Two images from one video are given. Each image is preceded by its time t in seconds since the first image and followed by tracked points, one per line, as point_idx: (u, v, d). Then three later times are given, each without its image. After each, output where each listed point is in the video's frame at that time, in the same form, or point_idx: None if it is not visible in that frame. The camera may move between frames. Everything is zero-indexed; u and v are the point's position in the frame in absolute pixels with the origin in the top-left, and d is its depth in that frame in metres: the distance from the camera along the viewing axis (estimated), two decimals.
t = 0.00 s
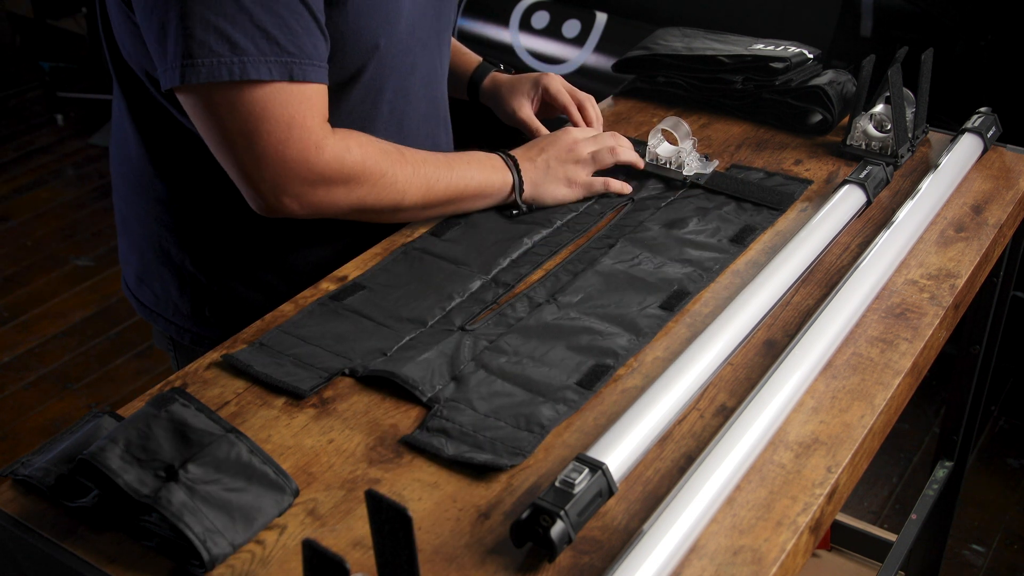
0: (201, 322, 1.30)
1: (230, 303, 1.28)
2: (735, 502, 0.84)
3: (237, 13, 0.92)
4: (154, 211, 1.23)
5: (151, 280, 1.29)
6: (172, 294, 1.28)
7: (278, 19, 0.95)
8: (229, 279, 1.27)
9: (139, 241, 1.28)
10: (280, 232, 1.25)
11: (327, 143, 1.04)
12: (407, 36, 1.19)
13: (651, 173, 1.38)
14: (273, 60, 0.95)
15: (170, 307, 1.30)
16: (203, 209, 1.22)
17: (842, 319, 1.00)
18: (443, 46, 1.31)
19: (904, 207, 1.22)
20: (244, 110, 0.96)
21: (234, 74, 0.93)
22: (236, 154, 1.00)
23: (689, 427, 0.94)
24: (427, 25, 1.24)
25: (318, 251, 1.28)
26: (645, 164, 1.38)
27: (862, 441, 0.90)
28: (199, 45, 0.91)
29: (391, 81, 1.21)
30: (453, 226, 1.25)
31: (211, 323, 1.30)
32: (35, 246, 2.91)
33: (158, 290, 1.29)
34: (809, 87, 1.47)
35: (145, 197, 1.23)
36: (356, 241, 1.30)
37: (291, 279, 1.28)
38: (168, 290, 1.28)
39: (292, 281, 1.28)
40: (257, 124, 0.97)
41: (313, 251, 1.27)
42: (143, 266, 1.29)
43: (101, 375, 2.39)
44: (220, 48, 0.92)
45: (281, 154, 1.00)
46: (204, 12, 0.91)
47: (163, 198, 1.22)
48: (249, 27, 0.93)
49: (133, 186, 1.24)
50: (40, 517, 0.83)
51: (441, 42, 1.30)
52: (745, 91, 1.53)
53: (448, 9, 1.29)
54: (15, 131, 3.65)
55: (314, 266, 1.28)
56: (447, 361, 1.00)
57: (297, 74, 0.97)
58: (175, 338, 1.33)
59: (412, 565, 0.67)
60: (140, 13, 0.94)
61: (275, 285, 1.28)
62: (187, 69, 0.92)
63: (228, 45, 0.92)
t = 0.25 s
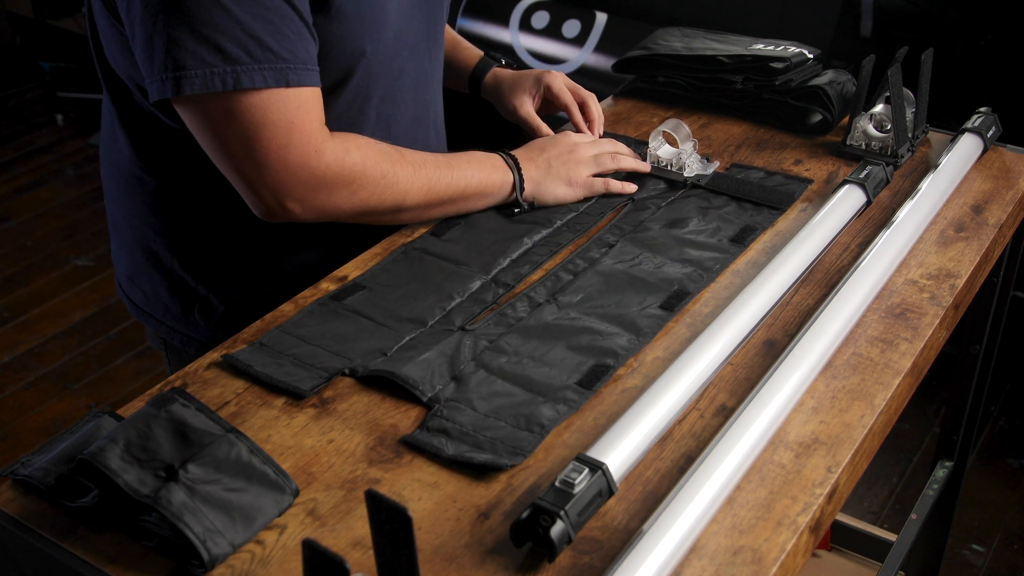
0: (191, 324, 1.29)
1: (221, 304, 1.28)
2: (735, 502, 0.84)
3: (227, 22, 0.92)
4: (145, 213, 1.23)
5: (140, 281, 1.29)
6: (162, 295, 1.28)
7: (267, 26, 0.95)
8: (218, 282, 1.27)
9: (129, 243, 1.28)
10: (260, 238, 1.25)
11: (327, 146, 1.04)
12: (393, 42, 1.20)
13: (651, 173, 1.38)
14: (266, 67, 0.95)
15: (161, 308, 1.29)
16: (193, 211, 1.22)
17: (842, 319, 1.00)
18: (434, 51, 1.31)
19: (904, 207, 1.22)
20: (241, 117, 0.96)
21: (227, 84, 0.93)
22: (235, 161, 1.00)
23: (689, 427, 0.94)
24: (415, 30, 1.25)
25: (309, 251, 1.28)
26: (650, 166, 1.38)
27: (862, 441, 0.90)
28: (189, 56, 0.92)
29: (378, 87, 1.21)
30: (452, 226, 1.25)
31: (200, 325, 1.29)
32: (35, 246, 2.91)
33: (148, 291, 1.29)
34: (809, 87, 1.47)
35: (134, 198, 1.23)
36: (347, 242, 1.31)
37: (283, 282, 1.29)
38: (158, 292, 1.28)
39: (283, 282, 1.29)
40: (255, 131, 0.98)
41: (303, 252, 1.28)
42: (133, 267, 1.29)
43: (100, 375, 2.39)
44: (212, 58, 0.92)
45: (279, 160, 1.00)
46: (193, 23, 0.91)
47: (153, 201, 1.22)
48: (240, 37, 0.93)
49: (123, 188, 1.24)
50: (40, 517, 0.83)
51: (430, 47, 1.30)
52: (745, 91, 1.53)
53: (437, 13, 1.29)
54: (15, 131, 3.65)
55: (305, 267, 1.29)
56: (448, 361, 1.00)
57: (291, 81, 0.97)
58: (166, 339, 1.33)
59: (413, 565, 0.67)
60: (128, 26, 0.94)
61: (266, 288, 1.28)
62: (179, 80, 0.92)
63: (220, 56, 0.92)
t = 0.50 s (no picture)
0: (184, 327, 1.30)
1: (215, 307, 1.28)
2: (735, 502, 0.84)
3: (217, 31, 0.92)
4: (137, 219, 1.24)
5: (134, 283, 1.30)
6: (155, 298, 1.29)
7: (258, 32, 0.94)
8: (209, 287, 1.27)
9: (123, 247, 1.28)
10: (252, 242, 1.25)
11: (324, 148, 1.04)
12: (381, 46, 1.20)
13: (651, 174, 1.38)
14: (259, 72, 0.94)
15: (155, 310, 1.30)
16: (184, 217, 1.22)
17: (842, 319, 1.00)
18: (423, 53, 1.31)
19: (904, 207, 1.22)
20: (236, 122, 0.96)
21: (221, 91, 0.93)
22: (233, 165, 1.00)
23: (689, 427, 0.94)
24: (403, 33, 1.25)
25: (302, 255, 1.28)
26: (650, 166, 1.38)
27: (862, 441, 0.90)
28: (181, 66, 0.92)
29: (367, 91, 1.22)
30: (453, 226, 1.25)
31: (194, 327, 1.30)
32: (35, 245, 2.91)
33: (142, 294, 1.30)
34: (809, 87, 1.47)
35: (125, 201, 1.24)
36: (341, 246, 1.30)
37: (277, 284, 1.28)
38: (152, 294, 1.29)
39: (276, 286, 1.28)
40: (253, 135, 0.98)
41: (296, 256, 1.27)
42: (128, 270, 1.30)
43: (100, 375, 2.39)
44: (204, 67, 0.92)
45: (277, 163, 1.00)
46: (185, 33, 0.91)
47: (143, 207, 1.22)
48: (232, 43, 0.93)
49: (115, 193, 1.25)
50: (40, 517, 0.83)
51: (420, 50, 1.30)
52: (745, 91, 1.53)
53: (425, 15, 1.29)
54: (15, 131, 3.65)
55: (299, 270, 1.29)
56: (448, 361, 1.00)
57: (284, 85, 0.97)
58: (161, 341, 1.34)
59: (413, 565, 0.67)
60: (119, 38, 0.94)
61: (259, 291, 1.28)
62: (173, 90, 0.92)
63: (213, 65, 0.92)
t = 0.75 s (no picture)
0: (179, 330, 1.30)
1: (209, 309, 1.28)
2: (735, 502, 0.84)
3: (211, 33, 0.92)
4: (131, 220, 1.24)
5: (130, 286, 1.30)
6: (150, 300, 1.29)
7: (253, 33, 0.94)
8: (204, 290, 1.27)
9: (118, 249, 1.29)
10: (247, 244, 1.25)
11: (321, 147, 1.04)
12: (373, 47, 1.20)
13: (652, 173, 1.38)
14: (254, 73, 0.94)
15: (151, 314, 1.30)
16: (178, 219, 1.22)
17: (842, 319, 1.00)
18: (415, 53, 1.31)
19: (904, 206, 1.22)
20: (232, 123, 0.96)
21: (216, 93, 0.93)
22: (230, 166, 1.00)
23: (689, 427, 0.94)
24: (394, 33, 1.25)
25: (296, 256, 1.28)
26: (651, 166, 1.38)
27: (862, 441, 0.90)
28: (176, 69, 0.92)
29: (360, 92, 1.22)
30: (452, 226, 1.25)
31: (188, 330, 1.30)
32: (35, 245, 2.91)
33: (138, 297, 1.30)
34: (809, 87, 1.47)
35: (119, 204, 1.24)
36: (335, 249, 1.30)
37: (272, 288, 1.28)
38: (147, 297, 1.29)
39: (270, 288, 1.28)
40: (249, 136, 0.98)
41: (290, 258, 1.27)
42: (124, 272, 1.30)
43: (100, 376, 2.39)
44: (199, 69, 0.92)
45: (274, 164, 1.00)
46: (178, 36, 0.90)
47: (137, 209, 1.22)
48: (226, 45, 0.93)
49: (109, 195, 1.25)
50: (40, 517, 0.83)
51: (411, 50, 1.30)
52: (745, 91, 1.52)
53: (416, 15, 1.29)
54: (15, 131, 3.66)
55: (294, 272, 1.29)
56: (448, 361, 1.00)
57: (280, 86, 0.97)
58: (158, 344, 1.34)
59: (413, 564, 0.67)
60: (111, 41, 0.94)
61: (253, 295, 1.28)
62: (168, 93, 0.92)
63: (208, 67, 0.92)
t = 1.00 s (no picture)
0: (179, 331, 1.30)
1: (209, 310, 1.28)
2: (735, 502, 0.84)
3: (207, 36, 0.92)
4: (131, 223, 1.24)
5: (130, 287, 1.30)
6: (150, 302, 1.29)
7: (248, 37, 0.94)
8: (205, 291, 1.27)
9: (117, 251, 1.29)
10: (247, 245, 1.25)
11: (317, 149, 1.04)
12: (370, 47, 1.19)
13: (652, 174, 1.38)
14: (250, 77, 0.94)
15: (151, 315, 1.31)
16: (177, 221, 1.22)
17: (842, 319, 1.00)
18: (412, 53, 1.31)
19: (903, 206, 1.22)
20: (228, 126, 0.96)
21: (212, 97, 0.93)
22: (227, 169, 1.00)
23: (689, 427, 0.94)
24: (391, 32, 1.25)
25: (294, 257, 1.28)
26: (653, 169, 1.38)
27: (862, 441, 0.90)
28: (171, 73, 0.92)
29: (358, 91, 1.21)
30: (452, 226, 1.25)
31: (187, 330, 1.30)
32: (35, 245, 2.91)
33: (138, 298, 1.30)
34: (809, 87, 1.47)
35: (118, 206, 1.24)
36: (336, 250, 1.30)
37: (272, 290, 1.29)
38: (147, 298, 1.29)
39: (268, 288, 1.28)
40: (245, 139, 0.98)
41: (288, 258, 1.28)
42: (124, 274, 1.30)
43: (100, 376, 2.39)
44: (195, 73, 0.92)
45: (270, 167, 1.00)
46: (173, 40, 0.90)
47: (136, 211, 1.22)
48: (221, 48, 0.93)
49: (109, 197, 1.25)
50: (40, 517, 0.83)
51: (410, 49, 1.30)
52: (745, 91, 1.52)
53: (413, 14, 1.29)
54: (15, 131, 3.66)
55: (293, 273, 1.29)
56: (448, 361, 1.00)
57: (275, 89, 0.97)
58: (158, 345, 1.34)
59: (413, 564, 0.67)
60: (105, 45, 0.94)
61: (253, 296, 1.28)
62: (164, 96, 0.92)
63: (204, 70, 0.92)
